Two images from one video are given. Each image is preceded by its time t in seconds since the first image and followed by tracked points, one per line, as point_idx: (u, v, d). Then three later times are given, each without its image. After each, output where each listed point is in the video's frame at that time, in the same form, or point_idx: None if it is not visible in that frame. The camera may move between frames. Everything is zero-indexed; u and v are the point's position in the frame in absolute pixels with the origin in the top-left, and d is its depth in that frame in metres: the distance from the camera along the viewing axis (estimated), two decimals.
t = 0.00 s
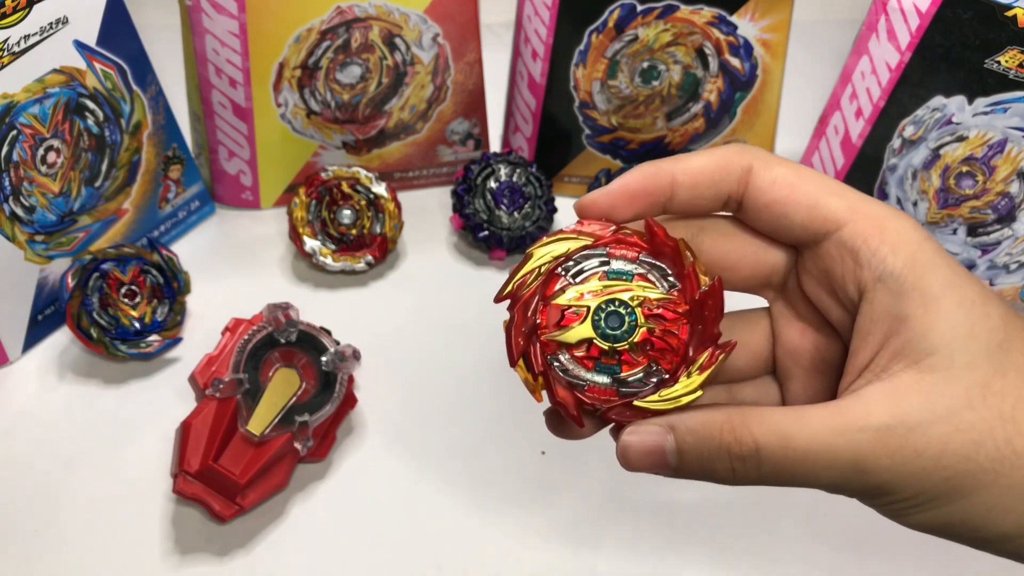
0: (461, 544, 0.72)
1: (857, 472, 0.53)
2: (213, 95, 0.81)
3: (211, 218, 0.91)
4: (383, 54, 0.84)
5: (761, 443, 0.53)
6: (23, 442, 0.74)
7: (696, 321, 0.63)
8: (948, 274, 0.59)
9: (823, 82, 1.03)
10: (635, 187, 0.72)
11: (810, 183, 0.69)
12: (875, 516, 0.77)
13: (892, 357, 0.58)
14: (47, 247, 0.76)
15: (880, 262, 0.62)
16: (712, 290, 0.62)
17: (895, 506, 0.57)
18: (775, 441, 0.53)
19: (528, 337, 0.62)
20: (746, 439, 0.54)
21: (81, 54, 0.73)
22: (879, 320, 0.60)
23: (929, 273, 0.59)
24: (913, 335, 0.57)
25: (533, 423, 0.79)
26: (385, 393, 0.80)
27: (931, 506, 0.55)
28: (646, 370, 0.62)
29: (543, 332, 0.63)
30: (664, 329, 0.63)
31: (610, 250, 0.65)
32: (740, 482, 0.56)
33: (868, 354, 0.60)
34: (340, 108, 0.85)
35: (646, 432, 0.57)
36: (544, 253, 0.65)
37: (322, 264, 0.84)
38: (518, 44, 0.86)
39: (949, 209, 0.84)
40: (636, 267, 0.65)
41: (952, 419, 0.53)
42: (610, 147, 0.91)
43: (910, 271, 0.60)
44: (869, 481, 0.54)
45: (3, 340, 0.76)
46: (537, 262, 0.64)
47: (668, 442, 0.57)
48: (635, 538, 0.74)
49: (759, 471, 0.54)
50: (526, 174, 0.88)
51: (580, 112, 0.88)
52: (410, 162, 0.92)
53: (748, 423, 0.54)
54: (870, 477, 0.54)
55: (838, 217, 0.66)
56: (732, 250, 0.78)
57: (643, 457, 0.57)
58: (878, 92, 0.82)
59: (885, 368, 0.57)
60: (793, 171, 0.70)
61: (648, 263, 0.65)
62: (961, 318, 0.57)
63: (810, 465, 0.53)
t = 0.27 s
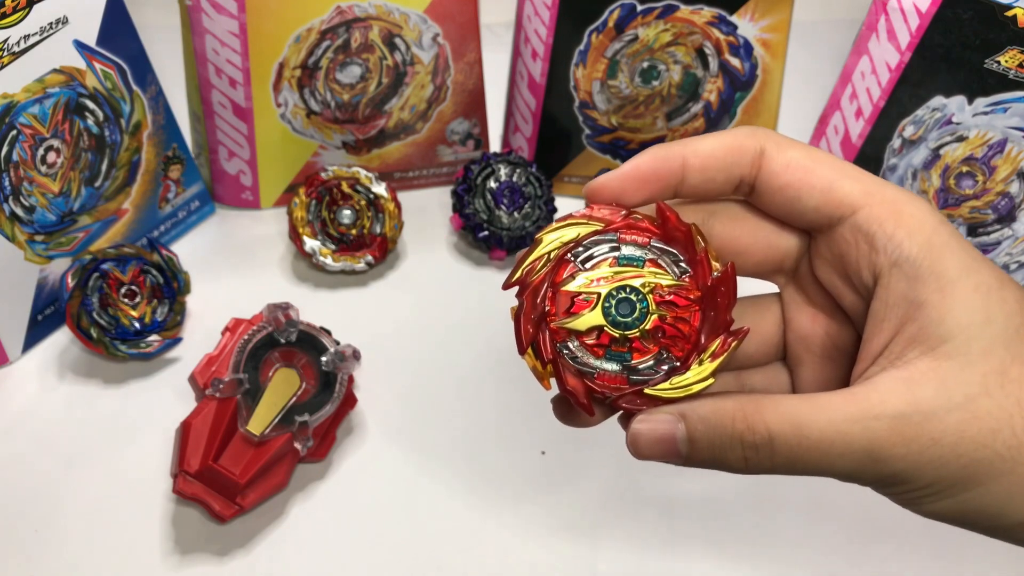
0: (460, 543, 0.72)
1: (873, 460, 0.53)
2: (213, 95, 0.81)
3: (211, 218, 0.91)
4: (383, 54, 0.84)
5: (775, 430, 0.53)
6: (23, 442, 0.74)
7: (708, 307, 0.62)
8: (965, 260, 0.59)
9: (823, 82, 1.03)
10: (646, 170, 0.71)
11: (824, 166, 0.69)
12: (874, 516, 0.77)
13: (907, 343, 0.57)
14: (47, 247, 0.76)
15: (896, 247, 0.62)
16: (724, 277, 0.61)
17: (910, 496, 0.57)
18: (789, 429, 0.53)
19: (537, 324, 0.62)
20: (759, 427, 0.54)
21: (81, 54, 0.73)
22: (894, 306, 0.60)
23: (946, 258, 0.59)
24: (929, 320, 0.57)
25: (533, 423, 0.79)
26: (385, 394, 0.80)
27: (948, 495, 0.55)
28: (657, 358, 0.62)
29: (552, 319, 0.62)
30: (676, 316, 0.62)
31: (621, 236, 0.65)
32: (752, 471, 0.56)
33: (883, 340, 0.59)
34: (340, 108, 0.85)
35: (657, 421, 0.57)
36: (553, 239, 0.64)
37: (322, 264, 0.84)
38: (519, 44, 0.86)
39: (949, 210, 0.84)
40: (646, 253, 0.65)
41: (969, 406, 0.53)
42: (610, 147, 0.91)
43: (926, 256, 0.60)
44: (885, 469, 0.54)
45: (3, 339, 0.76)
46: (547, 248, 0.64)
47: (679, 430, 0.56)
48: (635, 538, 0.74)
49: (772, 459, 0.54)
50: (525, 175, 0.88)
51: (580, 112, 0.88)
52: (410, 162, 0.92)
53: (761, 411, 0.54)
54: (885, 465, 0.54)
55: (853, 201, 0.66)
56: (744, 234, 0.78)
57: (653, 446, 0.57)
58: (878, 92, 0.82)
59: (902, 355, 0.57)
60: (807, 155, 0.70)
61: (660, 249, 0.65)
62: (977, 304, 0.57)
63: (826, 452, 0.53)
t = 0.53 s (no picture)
0: (459, 544, 0.72)
1: (877, 454, 0.53)
2: (212, 95, 0.81)
3: (211, 218, 0.90)
4: (383, 54, 0.84)
5: (779, 423, 0.53)
6: (23, 442, 0.74)
7: (713, 300, 0.62)
8: (970, 253, 0.59)
9: (823, 81, 1.03)
10: (650, 161, 0.71)
11: (829, 158, 0.68)
12: (874, 517, 0.77)
13: (912, 336, 0.57)
14: (46, 247, 0.76)
15: (901, 240, 0.62)
16: (729, 269, 0.62)
17: (913, 489, 0.57)
18: (792, 422, 0.53)
19: (540, 315, 0.61)
20: (762, 421, 0.53)
21: (81, 54, 0.73)
22: (899, 299, 0.60)
23: (951, 251, 0.59)
24: (934, 314, 0.57)
25: (533, 424, 0.79)
26: (385, 394, 0.79)
27: (951, 488, 0.55)
28: (660, 350, 0.62)
29: (555, 310, 0.62)
30: (680, 308, 0.62)
31: (625, 227, 0.64)
32: (754, 464, 0.56)
33: (887, 332, 0.59)
34: (340, 108, 0.85)
35: (659, 413, 0.57)
36: (556, 230, 0.64)
37: (322, 264, 0.84)
38: (519, 44, 0.86)
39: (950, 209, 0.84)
40: (650, 244, 0.64)
41: (974, 400, 0.53)
42: (610, 147, 0.91)
43: (931, 249, 0.59)
44: (889, 463, 0.54)
45: (3, 340, 0.76)
46: (550, 238, 0.63)
47: (682, 422, 0.56)
48: (635, 538, 0.74)
49: (775, 452, 0.54)
50: (525, 174, 0.88)
51: (580, 112, 0.88)
52: (410, 162, 0.92)
53: (765, 404, 0.54)
54: (890, 458, 0.54)
55: (858, 193, 0.66)
56: (748, 226, 0.78)
57: (656, 438, 0.57)
58: (878, 92, 0.82)
59: (906, 348, 0.57)
60: (812, 146, 0.69)
61: (664, 240, 0.64)
62: (982, 298, 0.57)
63: (830, 446, 0.53)
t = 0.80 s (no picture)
0: (459, 544, 0.72)
1: (879, 447, 0.53)
2: (213, 95, 0.81)
3: (211, 218, 0.90)
4: (383, 54, 0.84)
5: (781, 418, 0.53)
6: (23, 442, 0.74)
7: (715, 296, 0.63)
8: (971, 247, 0.59)
9: (824, 81, 1.03)
10: (652, 160, 0.71)
11: (829, 154, 0.68)
12: (875, 517, 0.77)
13: (913, 331, 0.57)
14: (46, 247, 0.76)
15: (902, 235, 0.62)
16: (732, 265, 0.62)
17: (915, 483, 0.57)
18: (795, 416, 0.53)
19: (544, 312, 0.61)
20: (764, 415, 0.53)
21: (81, 54, 0.73)
22: (900, 294, 0.60)
23: (952, 246, 0.59)
24: (935, 309, 0.57)
25: (533, 424, 0.79)
26: (385, 394, 0.79)
27: (953, 482, 0.55)
28: (664, 346, 0.62)
29: (559, 308, 0.62)
30: (683, 304, 0.62)
31: (628, 225, 0.65)
32: (757, 459, 0.56)
33: (888, 327, 0.59)
34: (340, 108, 0.85)
35: (662, 408, 0.57)
36: (560, 228, 0.64)
37: (322, 264, 0.84)
38: (518, 44, 0.86)
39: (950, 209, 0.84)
40: (654, 242, 0.64)
41: (974, 394, 0.53)
42: (610, 147, 0.91)
43: (932, 244, 0.59)
44: (890, 456, 0.54)
45: (3, 340, 0.76)
46: (553, 236, 0.63)
47: (685, 418, 0.57)
48: (635, 538, 0.73)
49: (778, 447, 0.54)
50: (525, 174, 0.88)
51: (580, 112, 0.88)
52: (410, 162, 0.92)
53: (767, 399, 0.54)
54: (891, 452, 0.53)
55: (859, 189, 0.66)
56: (750, 223, 0.78)
57: (659, 434, 0.57)
58: (878, 92, 0.82)
59: (907, 342, 0.57)
60: (813, 143, 0.69)
61: (666, 238, 0.65)
62: (983, 292, 0.56)
63: (832, 440, 0.53)
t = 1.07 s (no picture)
0: (460, 544, 0.72)
1: (881, 459, 0.53)
2: (212, 95, 0.81)
3: (211, 218, 0.90)
4: (383, 54, 0.84)
5: (784, 430, 0.53)
6: (23, 442, 0.74)
7: (718, 308, 0.62)
8: (972, 258, 0.59)
9: (823, 81, 1.03)
10: (654, 172, 0.71)
11: (831, 167, 0.68)
12: (874, 518, 0.77)
13: (914, 342, 0.57)
14: (46, 247, 0.76)
15: (904, 246, 0.62)
16: (734, 277, 0.61)
17: (917, 494, 0.57)
18: (798, 428, 0.53)
19: (547, 325, 0.62)
20: (766, 427, 0.54)
21: (81, 54, 0.73)
22: (902, 305, 0.60)
23: (953, 258, 0.59)
24: (937, 321, 0.57)
25: (533, 423, 0.79)
26: (384, 394, 0.79)
27: (956, 492, 0.55)
28: (666, 358, 0.62)
29: (562, 320, 0.62)
30: (685, 316, 0.62)
31: (630, 237, 0.64)
32: (760, 471, 0.56)
33: (890, 339, 0.59)
34: (340, 107, 0.85)
35: (665, 420, 0.57)
36: (563, 241, 0.64)
37: (322, 264, 0.84)
38: (518, 44, 0.86)
39: (950, 209, 0.84)
40: (656, 254, 0.64)
41: (976, 405, 0.53)
42: (610, 147, 0.91)
43: (934, 256, 0.60)
44: (893, 468, 0.54)
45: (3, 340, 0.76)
46: (556, 249, 0.64)
47: (688, 430, 0.56)
48: (635, 538, 0.74)
49: (781, 459, 0.54)
50: (525, 174, 0.88)
51: (579, 112, 0.88)
52: (410, 162, 0.92)
53: (769, 411, 0.54)
54: (893, 464, 0.54)
55: (861, 201, 0.66)
56: (752, 235, 0.78)
57: (662, 446, 0.57)
58: (878, 92, 0.82)
59: (908, 355, 0.57)
60: (815, 156, 0.69)
61: (669, 249, 0.64)
62: (985, 303, 0.57)
63: (835, 452, 0.53)
